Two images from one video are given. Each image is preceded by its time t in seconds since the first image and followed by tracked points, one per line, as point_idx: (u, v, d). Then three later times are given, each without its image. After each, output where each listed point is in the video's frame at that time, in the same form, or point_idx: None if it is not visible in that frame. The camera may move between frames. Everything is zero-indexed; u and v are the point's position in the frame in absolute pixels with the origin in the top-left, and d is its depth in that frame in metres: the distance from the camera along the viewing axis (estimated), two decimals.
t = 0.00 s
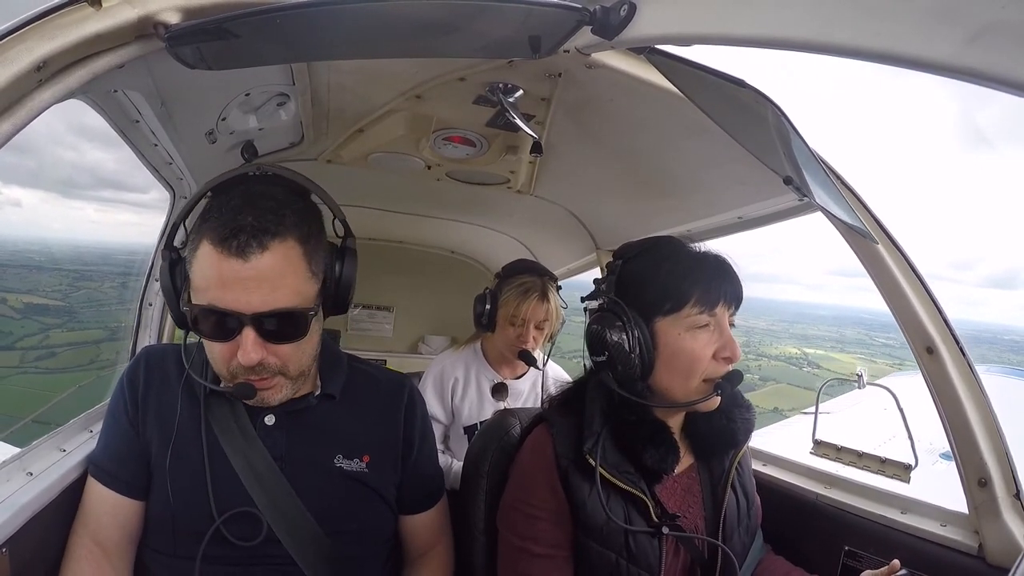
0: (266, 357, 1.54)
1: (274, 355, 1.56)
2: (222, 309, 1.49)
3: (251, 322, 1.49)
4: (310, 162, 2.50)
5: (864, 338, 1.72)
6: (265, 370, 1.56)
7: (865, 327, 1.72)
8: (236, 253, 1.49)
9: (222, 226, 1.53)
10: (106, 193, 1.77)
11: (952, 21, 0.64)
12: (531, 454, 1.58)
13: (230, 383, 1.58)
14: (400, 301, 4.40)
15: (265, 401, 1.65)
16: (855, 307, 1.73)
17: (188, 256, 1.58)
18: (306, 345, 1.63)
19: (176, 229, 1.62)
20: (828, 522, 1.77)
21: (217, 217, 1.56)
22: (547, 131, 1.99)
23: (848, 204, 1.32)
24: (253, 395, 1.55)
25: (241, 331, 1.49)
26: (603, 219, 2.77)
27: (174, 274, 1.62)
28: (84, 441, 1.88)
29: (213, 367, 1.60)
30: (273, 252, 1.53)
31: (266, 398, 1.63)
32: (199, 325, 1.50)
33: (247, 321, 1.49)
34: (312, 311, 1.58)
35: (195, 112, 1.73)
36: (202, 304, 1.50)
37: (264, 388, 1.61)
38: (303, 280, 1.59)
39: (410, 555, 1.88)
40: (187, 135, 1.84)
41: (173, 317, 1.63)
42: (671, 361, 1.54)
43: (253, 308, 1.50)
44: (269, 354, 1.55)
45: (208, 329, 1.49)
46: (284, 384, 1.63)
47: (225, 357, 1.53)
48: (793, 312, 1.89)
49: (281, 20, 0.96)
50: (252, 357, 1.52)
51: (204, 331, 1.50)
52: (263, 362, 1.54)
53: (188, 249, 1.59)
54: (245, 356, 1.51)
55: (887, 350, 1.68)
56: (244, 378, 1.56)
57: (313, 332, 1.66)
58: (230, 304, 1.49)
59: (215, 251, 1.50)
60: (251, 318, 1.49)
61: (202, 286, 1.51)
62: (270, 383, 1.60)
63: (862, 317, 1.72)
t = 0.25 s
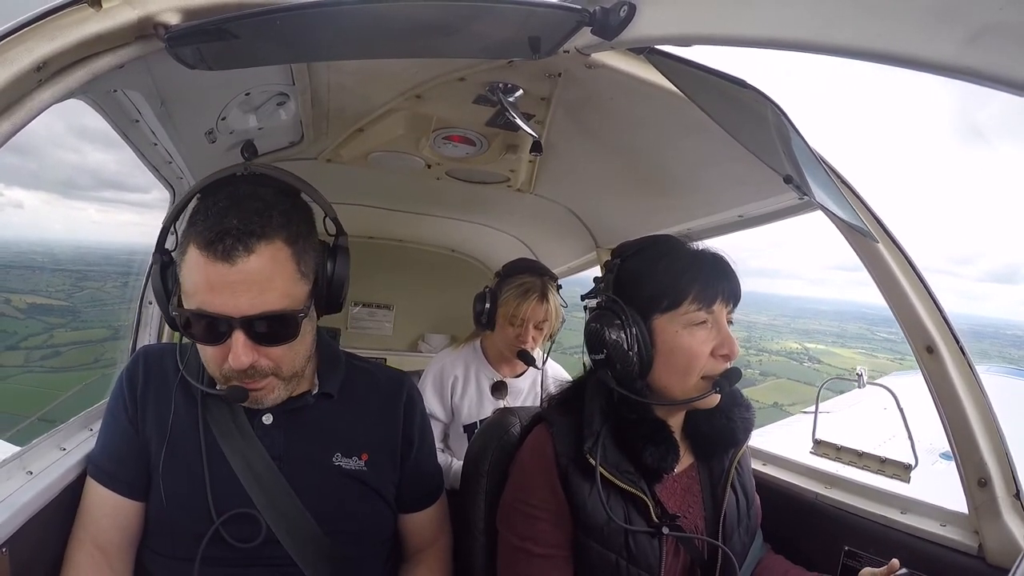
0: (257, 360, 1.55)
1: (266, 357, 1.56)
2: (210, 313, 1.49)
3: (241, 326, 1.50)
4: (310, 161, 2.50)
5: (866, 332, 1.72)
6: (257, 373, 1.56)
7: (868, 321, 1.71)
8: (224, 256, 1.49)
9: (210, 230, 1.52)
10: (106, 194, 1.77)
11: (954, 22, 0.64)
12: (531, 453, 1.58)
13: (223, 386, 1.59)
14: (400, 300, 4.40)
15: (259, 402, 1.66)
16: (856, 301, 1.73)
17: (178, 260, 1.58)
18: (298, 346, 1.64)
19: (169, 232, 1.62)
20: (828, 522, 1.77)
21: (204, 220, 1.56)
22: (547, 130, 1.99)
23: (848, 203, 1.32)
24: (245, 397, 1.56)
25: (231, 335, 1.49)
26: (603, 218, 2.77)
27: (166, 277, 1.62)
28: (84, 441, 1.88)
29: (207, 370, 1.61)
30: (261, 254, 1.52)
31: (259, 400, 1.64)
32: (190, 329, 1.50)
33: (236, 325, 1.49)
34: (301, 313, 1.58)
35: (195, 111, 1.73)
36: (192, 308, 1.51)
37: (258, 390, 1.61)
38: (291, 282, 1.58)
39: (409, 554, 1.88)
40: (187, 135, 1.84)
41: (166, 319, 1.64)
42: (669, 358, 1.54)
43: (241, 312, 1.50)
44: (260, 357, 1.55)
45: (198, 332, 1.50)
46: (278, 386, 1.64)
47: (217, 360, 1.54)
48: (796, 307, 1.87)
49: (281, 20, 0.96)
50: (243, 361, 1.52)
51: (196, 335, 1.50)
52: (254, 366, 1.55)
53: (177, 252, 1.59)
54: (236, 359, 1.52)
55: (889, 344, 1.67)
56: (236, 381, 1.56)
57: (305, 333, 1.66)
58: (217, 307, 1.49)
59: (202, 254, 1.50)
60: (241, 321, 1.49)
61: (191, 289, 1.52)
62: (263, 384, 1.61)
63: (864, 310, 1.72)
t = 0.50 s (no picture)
0: (258, 365, 1.54)
1: (267, 361, 1.56)
2: (210, 318, 1.48)
3: (242, 330, 1.49)
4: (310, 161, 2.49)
5: (866, 332, 1.72)
6: (258, 378, 1.56)
7: (869, 321, 1.72)
8: (223, 260, 1.48)
9: (208, 233, 1.52)
10: (107, 194, 1.76)
11: (955, 20, 0.64)
12: (531, 455, 1.57)
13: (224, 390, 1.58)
14: (400, 301, 4.39)
15: (260, 407, 1.65)
16: (856, 302, 1.73)
17: (178, 264, 1.58)
18: (298, 350, 1.63)
19: (167, 234, 1.62)
20: (828, 524, 1.77)
21: (203, 224, 1.55)
22: (547, 129, 1.99)
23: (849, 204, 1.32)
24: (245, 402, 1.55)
25: (232, 340, 1.49)
26: (603, 219, 2.77)
27: (164, 281, 1.61)
28: (84, 443, 1.88)
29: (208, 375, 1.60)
30: (261, 258, 1.52)
31: (260, 404, 1.64)
32: (191, 333, 1.50)
33: (235, 330, 1.49)
34: (301, 318, 1.57)
35: (195, 110, 1.73)
36: (193, 313, 1.50)
37: (258, 395, 1.61)
38: (290, 286, 1.57)
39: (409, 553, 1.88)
40: (187, 134, 1.83)
41: (164, 323, 1.63)
42: (670, 360, 1.53)
43: (241, 317, 1.50)
44: (260, 362, 1.55)
45: (199, 337, 1.49)
46: (278, 391, 1.63)
47: (217, 364, 1.54)
48: (798, 307, 1.86)
49: (282, 19, 0.95)
50: (243, 366, 1.52)
51: (196, 340, 1.50)
52: (255, 371, 1.54)
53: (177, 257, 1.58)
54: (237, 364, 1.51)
55: (889, 344, 1.68)
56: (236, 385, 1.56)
57: (305, 337, 1.66)
58: (217, 312, 1.49)
59: (202, 259, 1.50)
60: (241, 325, 1.49)
61: (191, 295, 1.51)
62: (264, 389, 1.60)
63: (862, 309, 1.72)
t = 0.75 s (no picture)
0: (269, 364, 1.54)
1: (278, 362, 1.56)
2: (223, 318, 1.48)
3: (254, 330, 1.49)
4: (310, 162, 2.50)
5: (866, 335, 1.71)
6: (268, 377, 1.56)
7: (868, 324, 1.71)
8: (237, 260, 1.49)
9: (222, 234, 1.52)
10: (108, 194, 1.77)
11: (953, 20, 0.64)
12: (530, 453, 1.58)
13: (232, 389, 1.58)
14: (400, 302, 4.40)
15: (267, 407, 1.66)
16: (857, 304, 1.73)
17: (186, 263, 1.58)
18: (308, 351, 1.64)
19: (173, 233, 1.62)
20: (828, 523, 1.77)
21: (216, 225, 1.56)
22: (547, 130, 1.99)
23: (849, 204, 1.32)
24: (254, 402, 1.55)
25: (244, 339, 1.49)
26: (603, 220, 2.77)
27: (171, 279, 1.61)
28: (84, 442, 1.87)
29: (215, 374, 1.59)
30: (276, 259, 1.53)
31: (267, 404, 1.64)
32: (202, 333, 1.49)
33: (248, 330, 1.49)
34: (313, 319, 1.58)
35: (195, 111, 1.73)
36: (205, 312, 1.50)
37: (267, 394, 1.61)
38: (303, 287, 1.58)
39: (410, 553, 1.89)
40: (187, 135, 1.84)
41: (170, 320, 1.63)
42: (668, 358, 1.54)
43: (255, 317, 1.50)
44: (271, 362, 1.55)
45: (209, 336, 1.49)
46: (286, 390, 1.64)
47: (227, 364, 1.54)
48: (797, 310, 1.87)
49: (282, 19, 0.96)
50: (256, 366, 1.52)
51: (207, 339, 1.50)
52: (266, 371, 1.55)
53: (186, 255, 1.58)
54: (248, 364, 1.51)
55: (888, 346, 1.68)
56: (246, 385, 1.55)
57: (314, 338, 1.67)
58: (230, 312, 1.49)
59: (216, 259, 1.50)
60: (254, 326, 1.49)
61: (203, 294, 1.51)
62: (273, 389, 1.61)
63: (864, 313, 1.72)
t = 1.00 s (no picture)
0: (267, 360, 1.54)
1: (276, 357, 1.57)
2: (221, 314, 1.48)
3: (253, 326, 1.49)
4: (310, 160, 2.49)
5: (866, 331, 1.73)
6: (266, 373, 1.56)
7: (868, 321, 1.72)
8: (235, 256, 1.49)
9: (220, 229, 1.52)
10: (108, 193, 1.77)
11: (954, 22, 0.64)
12: (527, 458, 1.57)
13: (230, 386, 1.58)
14: (400, 300, 4.40)
15: (265, 403, 1.66)
16: (856, 300, 1.74)
17: (185, 260, 1.57)
18: (306, 347, 1.64)
19: (170, 231, 1.61)
20: (827, 523, 1.77)
21: (214, 221, 1.55)
22: (548, 129, 1.99)
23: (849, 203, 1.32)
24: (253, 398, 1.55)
25: (243, 336, 1.49)
26: (603, 218, 2.77)
27: (168, 277, 1.61)
28: (84, 442, 1.88)
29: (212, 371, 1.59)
30: (274, 255, 1.53)
31: (265, 401, 1.64)
32: (200, 330, 1.49)
33: (247, 326, 1.49)
34: (312, 314, 1.59)
35: (195, 109, 1.73)
36: (203, 309, 1.50)
37: (265, 390, 1.61)
38: (302, 283, 1.59)
39: (410, 552, 1.89)
40: (187, 133, 1.83)
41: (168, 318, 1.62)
42: (662, 358, 1.53)
43: (253, 313, 1.50)
44: (270, 358, 1.55)
45: (207, 332, 1.49)
46: (285, 386, 1.64)
47: (225, 360, 1.54)
48: (797, 308, 1.86)
49: (281, 19, 0.95)
50: (255, 361, 1.52)
51: (205, 336, 1.49)
52: (264, 367, 1.55)
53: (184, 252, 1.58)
54: (247, 360, 1.52)
55: (888, 342, 1.68)
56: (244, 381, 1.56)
57: (312, 334, 1.67)
58: (228, 308, 1.49)
59: (214, 254, 1.50)
60: (253, 321, 1.49)
61: (200, 290, 1.51)
62: (271, 385, 1.61)
63: (865, 310, 1.72)
